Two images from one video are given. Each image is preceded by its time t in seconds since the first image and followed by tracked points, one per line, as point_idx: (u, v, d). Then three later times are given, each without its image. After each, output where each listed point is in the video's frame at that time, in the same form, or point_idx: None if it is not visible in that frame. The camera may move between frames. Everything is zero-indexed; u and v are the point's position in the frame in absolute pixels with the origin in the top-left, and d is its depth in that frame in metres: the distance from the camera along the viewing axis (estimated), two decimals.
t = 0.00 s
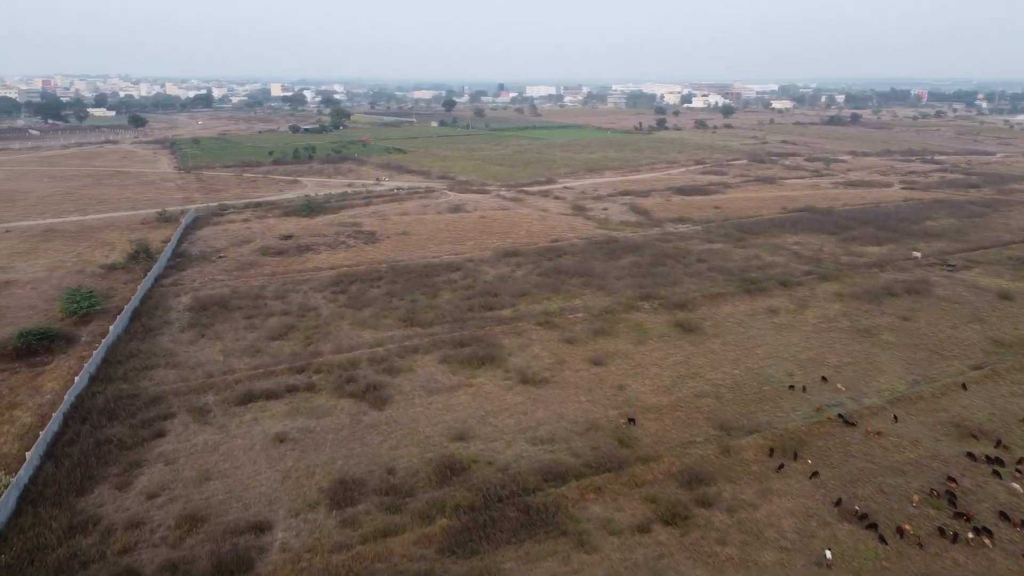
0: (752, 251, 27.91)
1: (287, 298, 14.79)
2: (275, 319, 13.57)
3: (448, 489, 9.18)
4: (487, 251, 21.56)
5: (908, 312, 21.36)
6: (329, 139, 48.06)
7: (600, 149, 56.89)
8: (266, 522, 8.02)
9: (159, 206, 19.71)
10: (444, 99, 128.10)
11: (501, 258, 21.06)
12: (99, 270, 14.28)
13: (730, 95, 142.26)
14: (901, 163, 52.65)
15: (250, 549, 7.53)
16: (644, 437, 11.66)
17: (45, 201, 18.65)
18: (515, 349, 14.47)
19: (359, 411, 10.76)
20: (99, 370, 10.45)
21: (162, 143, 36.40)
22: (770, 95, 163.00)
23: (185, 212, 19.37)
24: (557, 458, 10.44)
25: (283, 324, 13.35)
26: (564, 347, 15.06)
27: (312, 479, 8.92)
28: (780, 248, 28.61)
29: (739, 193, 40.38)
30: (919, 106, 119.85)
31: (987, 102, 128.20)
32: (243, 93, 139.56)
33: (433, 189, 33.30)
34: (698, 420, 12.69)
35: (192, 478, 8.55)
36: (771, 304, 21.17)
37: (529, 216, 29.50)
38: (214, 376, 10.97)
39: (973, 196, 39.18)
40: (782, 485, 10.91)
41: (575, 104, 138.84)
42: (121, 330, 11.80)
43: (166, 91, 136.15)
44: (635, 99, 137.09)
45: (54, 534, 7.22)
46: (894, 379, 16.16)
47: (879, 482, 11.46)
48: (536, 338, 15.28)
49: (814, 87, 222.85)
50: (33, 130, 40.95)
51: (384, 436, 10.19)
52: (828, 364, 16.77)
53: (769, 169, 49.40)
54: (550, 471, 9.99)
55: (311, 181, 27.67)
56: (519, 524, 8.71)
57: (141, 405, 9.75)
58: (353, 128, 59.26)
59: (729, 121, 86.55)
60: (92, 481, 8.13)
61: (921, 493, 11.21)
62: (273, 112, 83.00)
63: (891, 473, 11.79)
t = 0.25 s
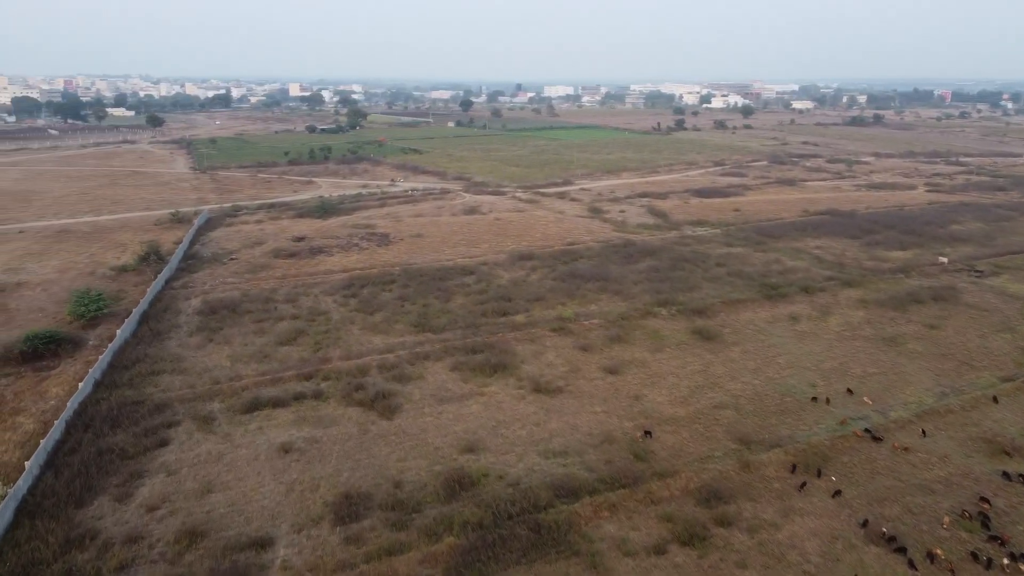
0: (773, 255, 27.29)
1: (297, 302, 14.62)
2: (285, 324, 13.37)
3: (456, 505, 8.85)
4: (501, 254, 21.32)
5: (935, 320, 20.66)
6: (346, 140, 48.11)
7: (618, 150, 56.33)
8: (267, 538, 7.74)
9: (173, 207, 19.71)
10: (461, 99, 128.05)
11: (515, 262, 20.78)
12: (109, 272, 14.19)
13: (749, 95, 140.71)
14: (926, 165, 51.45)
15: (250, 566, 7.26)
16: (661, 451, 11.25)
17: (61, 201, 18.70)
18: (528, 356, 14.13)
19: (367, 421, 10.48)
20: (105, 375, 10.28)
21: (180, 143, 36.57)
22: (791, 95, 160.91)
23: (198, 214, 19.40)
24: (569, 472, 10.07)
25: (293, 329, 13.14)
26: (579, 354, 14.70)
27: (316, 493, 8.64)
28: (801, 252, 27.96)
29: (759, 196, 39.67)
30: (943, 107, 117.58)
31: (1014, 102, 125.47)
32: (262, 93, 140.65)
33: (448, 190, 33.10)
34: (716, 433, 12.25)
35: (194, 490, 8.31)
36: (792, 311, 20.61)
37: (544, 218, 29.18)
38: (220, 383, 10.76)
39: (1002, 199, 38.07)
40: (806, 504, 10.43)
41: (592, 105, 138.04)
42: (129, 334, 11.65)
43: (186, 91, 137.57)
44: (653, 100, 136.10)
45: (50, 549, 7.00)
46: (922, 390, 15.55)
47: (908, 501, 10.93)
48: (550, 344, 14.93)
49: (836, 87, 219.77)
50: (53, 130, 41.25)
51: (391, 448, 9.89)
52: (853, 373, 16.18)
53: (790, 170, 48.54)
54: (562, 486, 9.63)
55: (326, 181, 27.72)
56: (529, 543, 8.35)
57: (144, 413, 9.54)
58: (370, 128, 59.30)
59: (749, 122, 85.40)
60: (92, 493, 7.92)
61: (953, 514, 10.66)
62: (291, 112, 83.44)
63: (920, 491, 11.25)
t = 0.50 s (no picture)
0: (795, 260, 26.64)
1: (308, 306, 14.43)
2: (295, 329, 13.16)
3: (464, 522, 8.51)
4: (515, 259, 21.09)
5: (965, 329, 19.94)
6: (362, 140, 48.09)
7: (636, 151, 55.70)
8: (268, 556, 7.45)
9: (187, 209, 19.73)
10: (478, 99, 127.95)
11: (529, 266, 20.50)
12: (120, 275, 14.12)
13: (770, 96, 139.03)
14: (952, 167, 50.22)
15: None
16: (678, 466, 10.83)
17: (76, 202, 18.74)
18: (542, 364, 13.77)
19: (375, 431, 10.19)
20: (110, 382, 10.09)
21: (197, 143, 36.76)
22: (813, 95, 158.65)
23: (211, 215, 19.41)
24: (583, 488, 9.69)
25: (302, 334, 12.92)
26: (594, 363, 14.32)
27: (320, 508, 8.35)
28: (824, 257, 27.27)
29: (780, 198, 38.92)
30: (969, 107, 115.19)
31: None
32: (281, 93, 141.70)
33: (463, 191, 32.88)
34: (736, 448, 11.79)
35: (195, 503, 8.05)
36: (815, 318, 20.03)
37: (560, 221, 28.84)
38: (227, 390, 10.54)
39: None
40: (831, 525, 9.94)
41: (610, 103, 136.91)
42: (137, 338, 11.49)
43: (207, 91, 138.91)
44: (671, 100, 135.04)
45: (45, 564, 6.77)
46: (952, 402, 14.91)
47: (940, 522, 10.37)
48: (565, 352, 14.56)
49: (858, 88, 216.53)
50: (72, 130, 41.25)
51: (399, 460, 9.59)
52: (879, 385, 15.60)
53: (812, 172, 47.65)
54: (575, 503, 9.25)
55: (341, 182, 28.00)
56: (539, 565, 7.99)
57: (148, 421, 9.32)
58: (387, 128, 59.34)
59: (769, 123, 84.14)
60: (90, 505, 7.69)
61: (988, 536, 10.08)
62: (309, 112, 83.88)
63: (952, 511, 10.67)
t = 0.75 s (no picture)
0: (817, 265, 25.98)
1: (319, 311, 14.24)
2: (305, 334, 12.94)
3: (473, 542, 8.16)
4: (530, 263, 20.86)
5: (996, 338, 19.22)
6: (379, 141, 48.04)
7: (654, 152, 55.04)
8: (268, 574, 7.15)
9: (201, 211, 19.74)
10: (495, 100, 128.01)
11: (544, 271, 20.24)
12: (131, 277, 14.03)
13: (790, 96, 137.50)
14: (979, 170, 48.96)
15: None
16: (697, 483, 10.39)
17: (90, 203, 18.76)
18: (556, 373, 13.40)
19: (383, 442, 9.90)
20: (115, 388, 9.90)
21: (214, 143, 36.93)
22: (835, 96, 156.37)
23: (225, 217, 19.42)
24: (597, 506, 9.30)
25: (312, 340, 12.69)
26: (609, 372, 13.94)
27: (323, 524, 8.04)
28: (847, 262, 26.58)
29: (802, 201, 38.16)
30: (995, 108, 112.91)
31: None
32: (300, 93, 142.69)
33: (479, 193, 32.65)
34: (757, 465, 11.31)
35: (196, 517, 7.79)
36: (838, 326, 19.45)
37: (575, 224, 28.50)
38: (234, 398, 10.30)
39: None
40: (858, 548, 9.43)
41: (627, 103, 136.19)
42: (144, 343, 11.31)
43: (227, 92, 140.10)
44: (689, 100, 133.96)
45: None
46: (985, 416, 14.26)
47: (975, 546, 9.80)
48: (580, 361, 14.18)
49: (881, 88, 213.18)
50: (91, 130, 41.35)
51: (406, 473, 9.26)
52: (907, 397, 14.98)
53: (834, 174, 46.75)
54: (588, 522, 8.86)
55: (356, 184, 28.11)
56: None
57: (152, 429, 9.10)
58: (403, 129, 59.36)
59: (791, 124, 82.84)
60: (89, 518, 7.46)
61: None
62: (326, 113, 84.25)
63: (988, 533, 10.08)
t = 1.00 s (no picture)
0: (841, 271, 25.32)
1: (329, 315, 14.05)
2: (314, 340, 12.74)
3: (481, 562, 7.83)
4: (545, 268, 20.55)
5: None
6: (396, 141, 47.95)
7: (673, 153, 54.34)
8: None
9: (214, 212, 19.77)
10: (513, 100, 127.73)
11: (559, 276, 19.92)
12: (142, 280, 13.95)
13: (812, 96, 135.55)
14: (1009, 172, 47.64)
15: None
16: (715, 501, 9.97)
17: (105, 204, 18.77)
18: (570, 382, 13.03)
19: (392, 454, 9.62)
20: (120, 395, 9.73)
21: (232, 143, 37.06)
22: (858, 96, 153.88)
23: (238, 219, 19.40)
24: (611, 525, 8.92)
25: (321, 346, 12.46)
26: (626, 381, 13.56)
27: (327, 540, 7.76)
28: (871, 268, 25.87)
29: (824, 204, 37.35)
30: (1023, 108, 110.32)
31: None
32: (319, 93, 143.48)
33: (495, 194, 32.37)
34: (779, 482, 10.84)
35: (196, 532, 7.54)
36: (863, 334, 18.86)
37: (592, 227, 28.11)
38: (240, 406, 10.09)
39: None
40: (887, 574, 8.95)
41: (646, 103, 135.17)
42: (151, 348, 11.15)
43: (247, 91, 141.10)
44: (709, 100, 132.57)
45: None
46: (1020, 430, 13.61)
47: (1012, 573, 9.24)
48: (595, 369, 13.80)
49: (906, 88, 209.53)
50: (110, 130, 41.47)
51: (414, 487, 8.97)
52: (936, 410, 14.36)
53: (858, 176, 45.76)
54: (601, 542, 8.49)
55: (371, 186, 28.02)
56: None
57: (155, 438, 8.90)
58: (420, 129, 59.26)
59: (812, 125, 81.48)
60: (86, 531, 7.24)
61: None
62: (343, 112, 84.49)
63: None
